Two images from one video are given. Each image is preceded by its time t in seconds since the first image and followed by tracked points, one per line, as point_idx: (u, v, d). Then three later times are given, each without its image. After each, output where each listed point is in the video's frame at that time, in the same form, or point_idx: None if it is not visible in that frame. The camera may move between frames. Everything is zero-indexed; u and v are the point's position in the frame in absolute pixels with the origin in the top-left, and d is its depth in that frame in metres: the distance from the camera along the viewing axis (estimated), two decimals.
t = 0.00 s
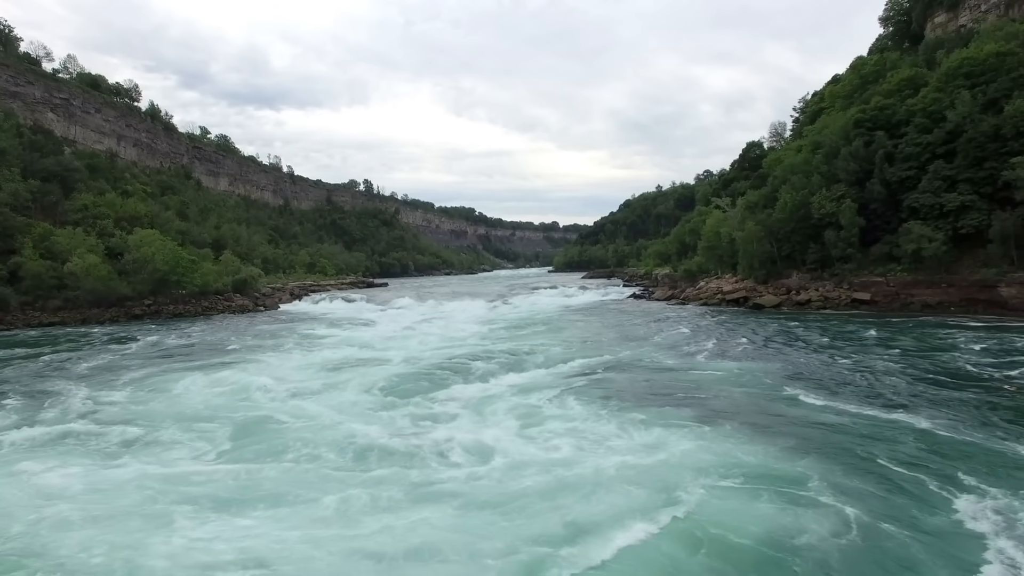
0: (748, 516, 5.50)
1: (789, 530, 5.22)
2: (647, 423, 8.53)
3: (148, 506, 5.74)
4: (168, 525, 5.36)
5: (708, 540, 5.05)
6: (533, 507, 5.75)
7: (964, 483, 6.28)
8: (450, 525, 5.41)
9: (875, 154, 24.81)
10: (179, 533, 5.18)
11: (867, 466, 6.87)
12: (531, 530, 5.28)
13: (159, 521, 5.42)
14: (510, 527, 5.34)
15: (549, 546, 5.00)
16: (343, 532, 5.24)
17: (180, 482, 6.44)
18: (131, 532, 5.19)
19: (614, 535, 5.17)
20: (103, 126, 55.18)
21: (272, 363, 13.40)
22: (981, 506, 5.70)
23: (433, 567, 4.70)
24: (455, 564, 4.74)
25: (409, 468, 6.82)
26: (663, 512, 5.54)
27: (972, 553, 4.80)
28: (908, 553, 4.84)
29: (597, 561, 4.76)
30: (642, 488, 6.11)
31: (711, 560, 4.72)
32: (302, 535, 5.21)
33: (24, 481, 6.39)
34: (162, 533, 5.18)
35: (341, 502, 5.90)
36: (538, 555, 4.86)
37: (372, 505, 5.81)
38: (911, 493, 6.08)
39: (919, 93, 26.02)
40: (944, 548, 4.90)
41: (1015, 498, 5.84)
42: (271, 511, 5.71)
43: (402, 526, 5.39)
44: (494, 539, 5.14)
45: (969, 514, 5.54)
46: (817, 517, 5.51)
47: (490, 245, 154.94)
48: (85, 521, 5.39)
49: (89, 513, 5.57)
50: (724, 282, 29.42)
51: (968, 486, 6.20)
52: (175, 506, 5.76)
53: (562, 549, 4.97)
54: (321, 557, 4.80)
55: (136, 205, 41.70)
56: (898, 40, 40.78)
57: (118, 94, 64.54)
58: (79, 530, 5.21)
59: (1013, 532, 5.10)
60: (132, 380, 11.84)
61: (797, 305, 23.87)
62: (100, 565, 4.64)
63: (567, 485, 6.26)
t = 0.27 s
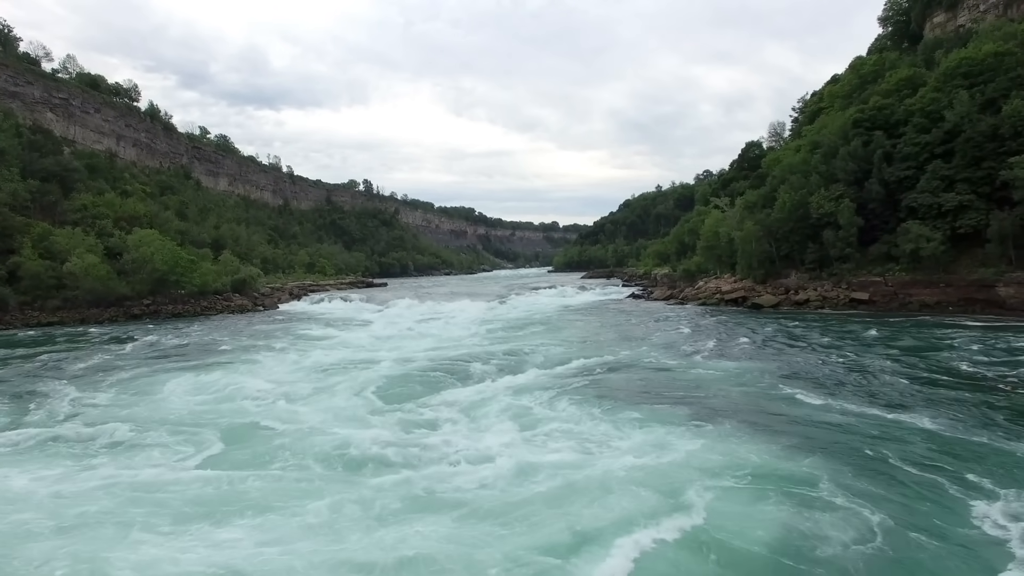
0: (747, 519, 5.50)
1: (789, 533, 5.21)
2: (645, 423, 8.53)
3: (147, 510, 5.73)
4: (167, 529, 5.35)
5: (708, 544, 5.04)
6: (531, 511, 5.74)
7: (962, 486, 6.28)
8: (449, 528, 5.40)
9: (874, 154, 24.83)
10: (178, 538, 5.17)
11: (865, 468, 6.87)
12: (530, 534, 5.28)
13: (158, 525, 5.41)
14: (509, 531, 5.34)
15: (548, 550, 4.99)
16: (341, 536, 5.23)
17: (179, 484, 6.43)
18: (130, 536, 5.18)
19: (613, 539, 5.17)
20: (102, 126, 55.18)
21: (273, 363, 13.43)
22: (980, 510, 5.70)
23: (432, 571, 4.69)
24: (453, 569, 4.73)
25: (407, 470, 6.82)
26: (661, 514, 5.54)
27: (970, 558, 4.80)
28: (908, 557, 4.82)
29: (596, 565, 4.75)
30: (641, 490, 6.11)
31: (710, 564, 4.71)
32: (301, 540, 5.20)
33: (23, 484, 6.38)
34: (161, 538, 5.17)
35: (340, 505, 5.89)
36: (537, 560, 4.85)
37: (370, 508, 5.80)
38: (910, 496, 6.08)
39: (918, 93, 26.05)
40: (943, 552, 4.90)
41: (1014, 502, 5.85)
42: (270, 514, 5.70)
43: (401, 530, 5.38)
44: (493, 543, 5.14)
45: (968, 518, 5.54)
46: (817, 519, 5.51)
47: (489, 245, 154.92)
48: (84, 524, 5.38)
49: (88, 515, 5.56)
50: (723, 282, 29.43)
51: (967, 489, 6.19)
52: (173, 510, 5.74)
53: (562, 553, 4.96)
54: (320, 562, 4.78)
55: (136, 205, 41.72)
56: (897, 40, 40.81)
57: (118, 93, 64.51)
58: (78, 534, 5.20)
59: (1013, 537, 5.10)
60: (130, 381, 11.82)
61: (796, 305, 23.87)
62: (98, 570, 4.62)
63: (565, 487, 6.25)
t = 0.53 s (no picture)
0: (745, 521, 5.47)
1: (785, 532, 5.24)
2: (643, 424, 8.50)
3: (143, 512, 5.70)
4: (162, 532, 5.32)
5: (705, 546, 5.01)
6: (528, 512, 5.72)
7: (961, 487, 6.25)
8: (446, 530, 5.37)
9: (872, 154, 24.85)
10: (173, 541, 5.14)
11: (863, 469, 6.84)
12: (526, 536, 5.25)
13: (153, 528, 5.37)
14: (506, 534, 5.31)
15: (544, 553, 4.96)
16: (337, 539, 5.20)
17: (174, 486, 6.40)
18: (125, 539, 5.15)
19: (610, 537, 5.21)
20: (102, 126, 55.17)
21: (272, 363, 13.46)
22: (978, 511, 5.67)
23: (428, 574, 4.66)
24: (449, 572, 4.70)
25: (403, 471, 6.79)
26: (658, 516, 5.52)
27: (969, 561, 4.77)
28: (906, 559, 4.80)
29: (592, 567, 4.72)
30: (638, 492, 6.08)
31: (707, 567, 4.68)
32: (296, 543, 5.16)
33: (24, 484, 6.42)
34: (156, 541, 5.14)
35: (336, 507, 5.86)
36: (533, 563, 4.82)
37: (367, 510, 5.77)
38: (909, 497, 6.05)
39: (916, 93, 26.07)
40: (942, 554, 4.86)
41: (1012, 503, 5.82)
42: (266, 516, 5.68)
43: (397, 532, 5.35)
44: (490, 546, 5.11)
45: (965, 520, 5.51)
46: (815, 520, 5.48)
47: (489, 245, 154.91)
48: (79, 527, 5.35)
49: (83, 518, 5.53)
50: (721, 282, 29.43)
51: (966, 491, 6.16)
52: (169, 512, 5.72)
53: (558, 555, 4.93)
54: (315, 566, 4.75)
55: (135, 204, 41.72)
56: (895, 40, 40.83)
57: (117, 93, 64.49)
58: (73, 537, 5.18)
59: (1012, 539, 5.07)
60: (128, 381, 11.81)
61: (794, 305, 23.90)
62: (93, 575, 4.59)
63: (562, 489, 6.22)
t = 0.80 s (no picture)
0: (743, 518, 5.46)
1: (781, 526, 5.27)
2: (642, 422, 8.51)
3: (140, 506, 5.69)
4: (160, 525, 5.31)
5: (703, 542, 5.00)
6: (525, 509, 5.71)
7: (960, 484, 6.24)
8: (442, 526, 5.36)
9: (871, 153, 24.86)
10: (170, 534, 5.13)
11: (862, 467, 6.83)
12: (524, 532, 5.24)
13: (151, 522, 5.37)
14: (503, 529, 5.30)
15: (542, 548, 4.95)
16: (335, 533, 5.20)
17: (173, 481, 6.40)
18: (123, 532, 5.15)
19: (607, 531, 5.23)
20: (101, 126, 55.16)
21: (270, 362, 13.46)
22: (976, 508, 5.66)
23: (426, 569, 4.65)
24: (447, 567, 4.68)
25: (401, 467, 6.78)
26: (655, 511, 5.55)
27: (967, 556, 4.76)
28: (904, 554, 4.79)
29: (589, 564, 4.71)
30: (635, 489, 6.07)
31: (705, 563, 4.67)
32: (294, 538, 5.17)
33: (25, 477, 6.45)
34: (154, 534, 5.14)
35: (333, 502, 5.85)
36: (530, 558, 4.81)
37: (364, 505, 5.76)
38: (907, 494, 6.03)
39: (915, 93, 26.09)
40: (938, 549, 4.86)
41: (1010, 500, 5.81)
42: (263, 510, 5.67)
43: (394, 527, 5.34)
44: (487, 541, 5.10)
45: (963, 516, 5.50)
46: (813, 517, 5.47)
47: (489, 245, 154.92)
48: (76, 521, 5.34)
49: (80, 512, 5.53)
50: (720, 282, 29.42)
51: (964, 488, 6.15)
52: (166, 506, 5.71)
53: (556, 551, 4.93)
54: (312, 560, 4.74)
55: (134, 204, 41.71)
56: (894, 40, 40.82)
57: (117, 94, 64.53)
58: (70, 531, 5.17)
59: (1009, 536, 5.06)
60: (125, 379, 11.80)
61: (793, 305, 23.90)
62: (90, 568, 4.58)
63: (560, 485, 6.21)
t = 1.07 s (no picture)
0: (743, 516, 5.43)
1: (782, 524, 5.25)
2: (641, 421, 8.51)
3: (139, 505, 5.69)
4: (160, 523, 5.30)
5: (701, 539, 4.98)
6: (524, 506, 5.69)
7: (959, 484, 6.22)
8: (443, 522, 5.35)
9: (869, 153, 24.88)
10: (174, 534, 5.13)
11: (861, 467, 6.79)
12: (524, 529, 5.22)
13: (151, 520, 5.36)
14: (502, 526, 5.27)
15: (543, 546, 4.92)
16: (335, 530, 5.18)
17: (171, 481, 6.36)
18: (123, 530, 5.14)
19: (609, 529, 5.21)
20: (100, 126, 55.16)
21: (269, 362, 13.44)
22: (976, 508, 5.63)
23: (426, 566, 4.62)
24: (446, 563, 4.67)
25: (399, 466, 6.77)
26: (657, 509, 5.53)
27: (966, 554, 4.74)
28: (903, 552, 4.77)
29: (589, 562, 4.67)
30: (636, 488, 6.04)
31: (704, 559, 4.65)
32: (294, 535, 5.14)
33: (23, 477, 6.43)
34: (154, 532, 5.13)
35: (333, 499, 5.83)
36: (528, 554, 4.79)
37: (362, 503, 5.73)
38: (907, 494, 6.00)
39: (913, 92, 26.11)
40: (941, 548, 4.82)
41: (1013, 500, 5.79)
42: (260, 508, 5.64)
43: (393, 524, 5.32)
44: (486, 538, 5.07)
45: (963, 515, 5.48)
46: (813, 516, 5.44)
47: (489, 245, 154.95)
48: (76, 519, 5.34)
49: (80, 512, 5.52)
50: (719, 282, 29.43)
51: (963, 487, 6.13)
52: (167, 505, 5.69)
53: (556, 548, 4.90)
54: (311, 558, 4.72)
55: (133, 204, 41.71)
56: (893, 41, 40.86)
57: (116, 94, 64.53)
58: (70, 529, 5.15)
59: (1009, 536, 5.04)
60: (124, 379, 11.79)
61: (791, 304, 23.90)
62: (89, 565, 4.57)
63: (557, 484, 6.21)
